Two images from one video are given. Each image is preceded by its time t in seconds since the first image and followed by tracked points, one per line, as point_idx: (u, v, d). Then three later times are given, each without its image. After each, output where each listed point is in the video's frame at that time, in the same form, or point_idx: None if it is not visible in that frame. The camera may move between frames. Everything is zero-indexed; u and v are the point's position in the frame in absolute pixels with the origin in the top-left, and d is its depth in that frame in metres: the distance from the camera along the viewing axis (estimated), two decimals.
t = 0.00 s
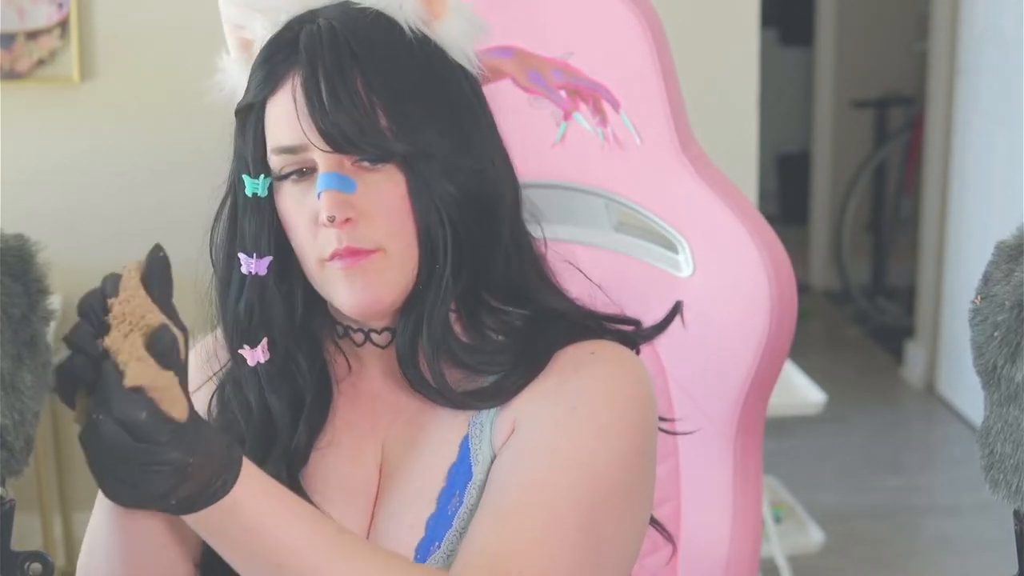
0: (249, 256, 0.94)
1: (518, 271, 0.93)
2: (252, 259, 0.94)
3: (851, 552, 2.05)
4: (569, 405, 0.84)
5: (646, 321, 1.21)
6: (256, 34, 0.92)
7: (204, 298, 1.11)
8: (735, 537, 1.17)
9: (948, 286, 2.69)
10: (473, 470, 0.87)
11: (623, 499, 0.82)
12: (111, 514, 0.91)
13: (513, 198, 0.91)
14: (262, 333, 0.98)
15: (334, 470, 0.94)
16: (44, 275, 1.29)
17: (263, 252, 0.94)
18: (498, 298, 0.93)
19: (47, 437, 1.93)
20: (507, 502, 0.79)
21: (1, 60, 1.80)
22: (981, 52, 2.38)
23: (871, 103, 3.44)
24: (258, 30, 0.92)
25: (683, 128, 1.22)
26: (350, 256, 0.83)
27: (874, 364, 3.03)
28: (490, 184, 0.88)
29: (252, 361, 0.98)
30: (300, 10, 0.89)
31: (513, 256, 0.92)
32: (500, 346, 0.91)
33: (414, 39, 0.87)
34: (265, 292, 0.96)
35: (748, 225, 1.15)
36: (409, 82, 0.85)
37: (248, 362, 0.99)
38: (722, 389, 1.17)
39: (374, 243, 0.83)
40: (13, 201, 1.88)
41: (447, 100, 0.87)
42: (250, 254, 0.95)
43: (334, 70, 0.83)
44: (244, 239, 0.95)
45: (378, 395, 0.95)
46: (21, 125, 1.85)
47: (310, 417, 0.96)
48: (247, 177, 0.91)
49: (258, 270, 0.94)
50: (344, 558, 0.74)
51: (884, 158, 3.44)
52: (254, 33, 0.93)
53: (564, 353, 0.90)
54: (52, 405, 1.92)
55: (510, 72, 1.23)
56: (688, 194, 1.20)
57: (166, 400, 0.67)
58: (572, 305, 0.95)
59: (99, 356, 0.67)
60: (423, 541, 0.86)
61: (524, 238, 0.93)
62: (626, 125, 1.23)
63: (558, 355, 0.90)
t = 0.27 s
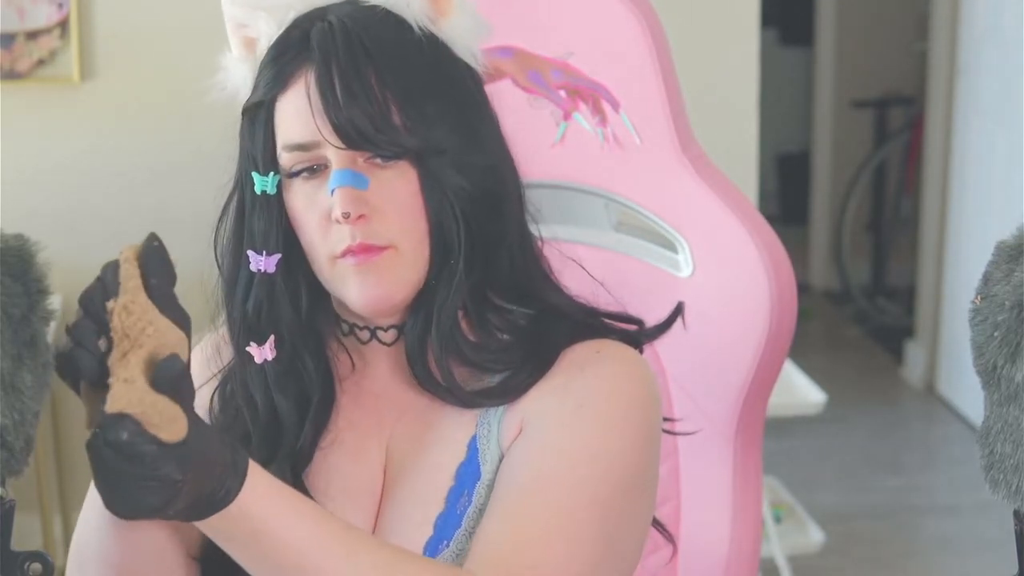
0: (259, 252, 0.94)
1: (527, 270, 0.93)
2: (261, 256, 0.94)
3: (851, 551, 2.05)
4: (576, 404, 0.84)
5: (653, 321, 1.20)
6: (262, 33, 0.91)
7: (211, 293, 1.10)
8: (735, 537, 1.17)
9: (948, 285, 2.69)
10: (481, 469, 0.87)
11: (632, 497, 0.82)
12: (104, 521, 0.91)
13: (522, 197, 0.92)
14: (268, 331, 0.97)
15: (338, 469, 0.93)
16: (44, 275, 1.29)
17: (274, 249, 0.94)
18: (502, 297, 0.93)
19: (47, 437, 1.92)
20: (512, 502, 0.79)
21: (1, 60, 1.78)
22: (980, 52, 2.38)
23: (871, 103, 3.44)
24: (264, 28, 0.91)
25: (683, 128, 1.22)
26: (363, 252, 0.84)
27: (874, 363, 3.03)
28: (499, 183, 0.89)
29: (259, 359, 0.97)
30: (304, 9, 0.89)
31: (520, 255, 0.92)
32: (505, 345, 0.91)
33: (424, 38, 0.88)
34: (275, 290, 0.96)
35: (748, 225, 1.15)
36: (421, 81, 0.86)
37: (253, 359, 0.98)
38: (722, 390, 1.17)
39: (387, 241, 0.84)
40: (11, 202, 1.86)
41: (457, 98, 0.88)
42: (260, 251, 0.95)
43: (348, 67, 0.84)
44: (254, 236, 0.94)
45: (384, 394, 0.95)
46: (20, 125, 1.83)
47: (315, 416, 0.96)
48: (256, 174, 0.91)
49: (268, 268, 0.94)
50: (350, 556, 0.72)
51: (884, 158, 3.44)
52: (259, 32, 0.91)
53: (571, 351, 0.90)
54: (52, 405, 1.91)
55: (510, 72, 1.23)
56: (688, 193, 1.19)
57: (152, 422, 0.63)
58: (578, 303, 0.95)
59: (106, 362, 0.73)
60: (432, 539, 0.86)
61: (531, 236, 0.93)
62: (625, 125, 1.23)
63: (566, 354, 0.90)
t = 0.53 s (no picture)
0: (264, 249, 0.94)
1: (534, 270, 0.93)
2: (267, 253, 0.94)
3: (851, 551, 2.05)
4: (583, 404, 0.85)
5: (657, 321, 1.20)
6: (269, 31, 0.92)
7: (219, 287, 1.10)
8: (735, 537, 1.17)
9: (948, 285, 2.69)
10: (488, 470, 0.87)
11: (641, 495, 0.83)
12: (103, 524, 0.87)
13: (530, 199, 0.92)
14: (273, 329, 0.97)
15: (340, 469, 0.93)
16: (43, 275, 1.29)
17: (281, 247, 0.93)
18: (507, 297, 0.93)
19: (46, 437, 1.92)
20: (519, 502, 0.80)
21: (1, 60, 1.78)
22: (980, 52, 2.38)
23: (871, 103, 3.44)
24: (271, 27, 0.91)
25: (682, 128, 1.22)
26: (370, 251, 0.84)
27: (874, 363, 3.03)
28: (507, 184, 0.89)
29: (263, 356, 0.97)
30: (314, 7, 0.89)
31: (527, 255, 0.92)
32: (510, 346, 0.91)
33: (435, 38, 0.88)
34: (281, 289, 0.96)
35: (748, 225, 1.15)
36: (431, 81, 0.86)
37: (258, 357, 0.98)
38: (722, 390, 1.17)
39: (394, 240, 0.84)
40: (11, 203, 1.85)
41: (467, 98, 0.88)
42: (266, 248, 0.94)
43: (359, 65, 0.84)
44: (261, 233, 0.94)
45: (389, 394, 0.95)
46: (20, 125, 1.83)
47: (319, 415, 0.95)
48: (264, 171, 0.91)
49: (273, 265, 0.94)
50: (358, 547, 0.71)
51: (884, 158, 3.44)
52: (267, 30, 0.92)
53: (574, 351, 0.90)
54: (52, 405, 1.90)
55: (510, 73, 1.23)
56: (688, 194, 1.19)
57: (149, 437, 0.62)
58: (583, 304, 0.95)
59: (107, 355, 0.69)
60: (438, 538, 0.86)
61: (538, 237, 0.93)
62: (625, 125, 1.23)
63: (570, 355, 0.90)
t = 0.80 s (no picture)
0: (269, 247, 0.94)
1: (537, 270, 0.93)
2: (271, 250, 0.94)
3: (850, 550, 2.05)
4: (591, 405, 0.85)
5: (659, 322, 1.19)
6: (276, 30, 0.91)
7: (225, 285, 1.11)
8: (734, 537, 1.17)
9: (948, 285, 2.69)
10: (494, 472, 0.87)
11: (650, 495, 0.84)
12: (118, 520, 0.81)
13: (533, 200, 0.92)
14: (277, 326, 0.98)
15: (341, 469, 0.92)
16: (44, 275, 1.29)
17: (285, 244, 0.94)
18: (512, 298, 0.93)
19: (47, 438, 1.92)
20: (530, 507, 0.80)
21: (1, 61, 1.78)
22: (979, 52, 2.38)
23: (871, 103, 3.44)
24: (278, 25, 0.91)
25: (682, 128, 1.22)
26: (372, 248, 0.83)
27: (874, 363, 3.03)
28: (509, 185, 0.90)
29: (268, 353, 0.98)
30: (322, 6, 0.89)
31: (530, 256, 0.93)
32: (517, 346, 0.91)
33: (439, 38, 0.88)
34: (285, 286, 0.96)
35: (748, 226, 1.15)
36: (434, 80, 0.86)
37: (264, 354, 0.98)
38: (723, 390, 1.17)
39: (398, 238, 0.84)
40: (11, 203, 1.85)
41: (471, 99, 0.88)
42: (270, 246, 0.95)
43: (363, 63, 0.84)
44: (264, 231, 0.95)
45: (393, 393, 0.94)
46: (20, 126, 1.83)
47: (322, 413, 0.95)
48: (267, 169, 0.91)
49: (278, 263, 0.94)
50: (363, 523, 0.71)
51: (884, 158, 3.44)
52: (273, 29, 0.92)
53: (578, 355, 0.90)
54: (52, 405, 1.90)
55: (511, 72, 1.23)
56: (688, 194, 1.19)
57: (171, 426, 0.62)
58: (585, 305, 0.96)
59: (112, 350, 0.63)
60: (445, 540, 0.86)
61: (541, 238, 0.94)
62: (625, 125, 1.23)
63: (576, 357, 0.90)
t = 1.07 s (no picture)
0: (263, 243, 0.94)
1: (539, 270, 0.94)
2: (265, 247, 0.94)
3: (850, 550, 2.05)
4: (603, 406, 0.86)
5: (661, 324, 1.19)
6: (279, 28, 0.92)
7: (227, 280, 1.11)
8: (734, 536, 1.17)
9: (948, 285, 2.69)
10: (507, 474, 0.87)
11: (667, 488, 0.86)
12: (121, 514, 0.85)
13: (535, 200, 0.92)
14: (272, 323, 0.98)
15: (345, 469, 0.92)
16: (44, 275, 1.28)
17: (278, 241, 0.94)
18: (515, 298, 0.93)
19: (46, 439, 1.92)
20: (554, 512, 0.82)
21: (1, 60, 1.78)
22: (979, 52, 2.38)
23: (871, 103, 3.44)
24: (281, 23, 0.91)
25: (683, 128, 1.23)
26: (359, 246, 0.83)
27: (874, 363, 3.03)
28: (507, 184, 0.89)
29: (262, 348, 0.98)
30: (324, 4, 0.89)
31: (531, 255, 0.93)
32: (520, 346, 0.91)
33: (436, 37, 0.88)
34: (279, 284, 0.96)
35: (748, 226, 1.15)
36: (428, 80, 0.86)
37: (260, 349, 0.99)
38: (723, 390, 1.17)
39: (383, 237, 0.83)
40: (11, 203, 1.85)
41: (468, 99, 0.88)
42: (265, 242, 0.95)
43: (355, 64, 0.84)
44: (259, 228, 0.95)
45: (399, 393, 0.94)
46: (20, 126, 1.83)
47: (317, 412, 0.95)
48: (263, 165, 0.92)
49: (272, 259, 0.94)
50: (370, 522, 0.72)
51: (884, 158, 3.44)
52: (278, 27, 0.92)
53: (586, 355, 0.91)
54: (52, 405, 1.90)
55: (511, 72, 1.23)
56: (688, 194, 1.20)
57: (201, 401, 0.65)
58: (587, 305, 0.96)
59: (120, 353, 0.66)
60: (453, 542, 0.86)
61: (542, 237, 0.94)
62: (625, 125, 1.23)
63: (584, 358, 0.91)
